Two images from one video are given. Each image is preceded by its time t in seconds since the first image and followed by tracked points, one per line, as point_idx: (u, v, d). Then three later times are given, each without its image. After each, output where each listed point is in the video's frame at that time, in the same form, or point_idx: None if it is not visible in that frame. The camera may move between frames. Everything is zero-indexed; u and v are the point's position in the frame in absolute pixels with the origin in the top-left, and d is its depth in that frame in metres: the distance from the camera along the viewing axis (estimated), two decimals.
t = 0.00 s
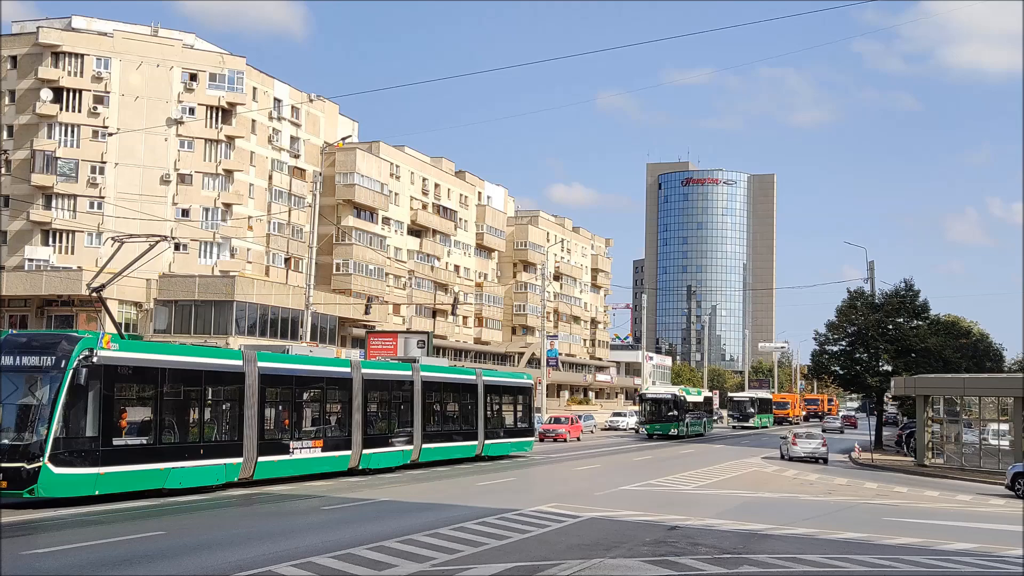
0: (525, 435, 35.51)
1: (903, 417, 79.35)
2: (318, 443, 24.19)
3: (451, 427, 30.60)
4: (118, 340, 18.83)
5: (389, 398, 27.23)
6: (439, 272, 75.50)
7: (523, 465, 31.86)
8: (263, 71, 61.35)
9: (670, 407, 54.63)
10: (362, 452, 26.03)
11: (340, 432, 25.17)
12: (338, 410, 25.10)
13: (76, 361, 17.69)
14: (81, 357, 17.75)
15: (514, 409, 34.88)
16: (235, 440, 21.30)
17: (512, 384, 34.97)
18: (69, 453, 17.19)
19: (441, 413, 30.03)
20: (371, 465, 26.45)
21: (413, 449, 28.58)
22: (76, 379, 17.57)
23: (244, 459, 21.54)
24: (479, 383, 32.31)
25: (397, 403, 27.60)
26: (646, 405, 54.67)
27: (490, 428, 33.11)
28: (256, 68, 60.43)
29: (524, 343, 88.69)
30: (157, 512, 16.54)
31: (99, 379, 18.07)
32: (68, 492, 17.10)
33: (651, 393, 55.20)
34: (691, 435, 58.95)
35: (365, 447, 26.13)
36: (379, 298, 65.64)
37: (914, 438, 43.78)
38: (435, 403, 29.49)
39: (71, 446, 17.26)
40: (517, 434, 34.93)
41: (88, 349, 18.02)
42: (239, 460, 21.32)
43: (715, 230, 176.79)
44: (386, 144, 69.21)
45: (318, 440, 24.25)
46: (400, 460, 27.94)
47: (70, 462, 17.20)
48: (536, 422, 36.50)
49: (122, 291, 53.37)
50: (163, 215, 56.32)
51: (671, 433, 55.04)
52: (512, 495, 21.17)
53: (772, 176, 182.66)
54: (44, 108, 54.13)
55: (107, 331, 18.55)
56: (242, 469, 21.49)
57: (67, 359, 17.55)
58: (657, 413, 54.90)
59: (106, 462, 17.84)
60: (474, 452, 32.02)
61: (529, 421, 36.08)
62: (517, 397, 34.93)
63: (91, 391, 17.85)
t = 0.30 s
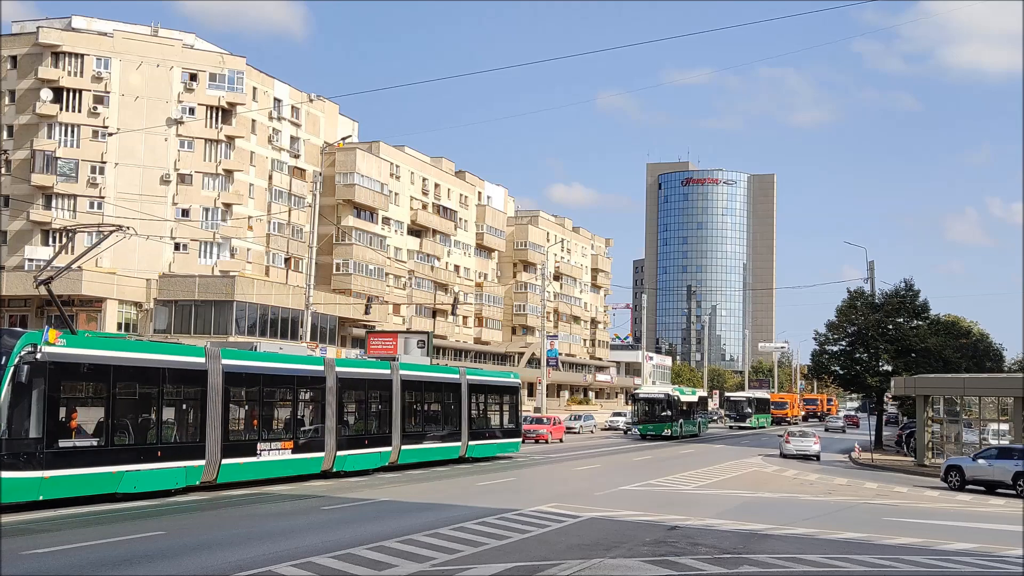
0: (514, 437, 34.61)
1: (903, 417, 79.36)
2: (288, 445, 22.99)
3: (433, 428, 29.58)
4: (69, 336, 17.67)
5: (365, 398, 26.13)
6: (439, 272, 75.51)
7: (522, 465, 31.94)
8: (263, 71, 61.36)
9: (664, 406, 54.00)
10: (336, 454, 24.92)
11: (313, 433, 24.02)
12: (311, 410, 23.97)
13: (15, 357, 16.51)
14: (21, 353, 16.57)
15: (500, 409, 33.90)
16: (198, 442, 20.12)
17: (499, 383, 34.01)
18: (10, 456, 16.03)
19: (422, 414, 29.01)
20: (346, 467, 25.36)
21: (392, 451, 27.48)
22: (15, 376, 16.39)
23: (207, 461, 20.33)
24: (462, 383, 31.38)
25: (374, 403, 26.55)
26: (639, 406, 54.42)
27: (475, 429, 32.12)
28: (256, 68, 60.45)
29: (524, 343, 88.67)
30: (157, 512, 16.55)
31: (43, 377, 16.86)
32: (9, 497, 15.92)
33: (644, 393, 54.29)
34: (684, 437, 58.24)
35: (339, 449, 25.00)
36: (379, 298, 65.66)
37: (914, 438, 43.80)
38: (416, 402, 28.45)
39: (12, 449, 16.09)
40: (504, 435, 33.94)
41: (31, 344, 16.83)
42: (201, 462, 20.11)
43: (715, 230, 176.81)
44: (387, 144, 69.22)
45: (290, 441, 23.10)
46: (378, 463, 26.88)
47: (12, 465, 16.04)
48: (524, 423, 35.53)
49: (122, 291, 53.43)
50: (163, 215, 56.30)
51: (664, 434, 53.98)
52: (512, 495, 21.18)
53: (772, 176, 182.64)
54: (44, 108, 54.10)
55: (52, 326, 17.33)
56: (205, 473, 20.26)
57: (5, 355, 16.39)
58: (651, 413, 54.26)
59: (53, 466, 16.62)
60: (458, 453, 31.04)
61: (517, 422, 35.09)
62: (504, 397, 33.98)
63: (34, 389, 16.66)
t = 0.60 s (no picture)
0: (499, 438, 33.47)
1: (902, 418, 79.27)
2: (256, 446, 21.57)
3: (414, 429, 28.31)
4: (39, 333, 16.80)
5: (341, 397, 24.74)
6: (439, 272, 75.49)
7: (523, 464, 31.99)
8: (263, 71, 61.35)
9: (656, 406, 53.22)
10: (309, 456, 23.50)
11: (285, 433, 22.56)
12: (282, 409, 22.55)
13: None
14: None
15: (485, 409, 32.70)
16: (157, 443, 18.73)
17: (483, 383, 32.80)
18: None
19: (402, 414, 27.73)
20: (321, 471, 23.89)
21: (370, 452, 26.09)
22: None
23: (166, 464, 18.95)
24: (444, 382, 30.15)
25: (351, 403, 25.22)
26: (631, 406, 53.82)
27: (458, 430, 30.91)
28: (256, 68, 60.45)
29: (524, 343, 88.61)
30: (157, 512, 16.57)
31: None
32: None
33: (635, 393, 53.30)
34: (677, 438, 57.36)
35: (312, 451, 23.56)
36: (379, 298, 65.65)
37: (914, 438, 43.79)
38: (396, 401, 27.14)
39: None
40: (488, 436, 32.76)
41: None
42: (160, 465, 18.75)
43: (715, 230, 176.84)
44: (387, 144, 69.24)
45: (258, 442, 21.70)
46: (356, 465, 25.52)
47: None
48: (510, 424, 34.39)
49: (122, 291, 53.53)
50: (163, 215, 56.33)
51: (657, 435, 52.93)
52: (512, 495, 21.17)
53: (772, 176, 182.65)
54: (43, 108, 54.07)
55: None
56: (164, 475, 18.93)
57: None
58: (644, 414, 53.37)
59: None
60: (440, 455, 29.82)
61: (502, 423, 33.91)
62: (489, 397, 32.78)
63: None
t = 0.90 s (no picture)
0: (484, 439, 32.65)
1: (902, 418, 79.24)
2: (219, 448, 20.50)
3: (393, 430, 27.36)
4: (39, 333, 16.77)
5: (314, 397, 23.73)
6: (439, 272, 75.49)
7: (525, 464, 32.06)
8: (263, 71, 61.35)
9: (648, 407, 51.89)
10: (280, 458, 22.47)
11: (252, 434, 21.53)
12: (250, 409, 21.56)
13: None
14: None
15: (469, 410, 31.75)
16: (113, 445, 17.74)
17: (466, 382, 31.85)
18: None
19: (380, 414, 26.77)
20: (293, 473, 22.89)
21: (345, 454, 25.08)
22: None
23: (121, 467, 17.93)
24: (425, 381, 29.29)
25: (324, 403, 24.23)
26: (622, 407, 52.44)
27: (441, 430, 29.97)
28: (256, 68, 60.46)
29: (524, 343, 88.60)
30: (156, 512, 16.57)
31: None
32: None
33: (628, 394, 52.12)
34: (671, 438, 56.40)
35: (283, 453, 22.52)
36: (379, 298, 65.65)
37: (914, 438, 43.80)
38: (373, 401, 26.19)
39: None
40: (471, 437, 31.79)
41: None
42: (115, 468, 17.71)
43: (715, 230, 176.81)
44: (387, 144, 69.25)
45: (224, 444, 20.69)
46: (331, 468, 24.52)
47: None
48: (496, 424, 33.46)
49: (122, 291, 53.52)
50: (163, 215, 56.32)
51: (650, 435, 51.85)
52: (512, 495, 21.18)
53: (773, 176, 182.60)
54: (43, 108, 54.07)
55: None
56: (120, 479, 17.87)
57: None
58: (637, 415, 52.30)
59: None
60: (422, 456, 28.87)
61: (487, 423, 33.04)
62: (473, 396, 31.81)
63: None
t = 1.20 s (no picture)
0: (470, 440, 31.48)
1: (902, 418, 79.25)
2: (183, 449, 19.48)
3: (371, 430, 26.24)
4: (37, 333, 16.72)
5: (283, 396, 22.66)
6: (439, 272, 75.51)
7: (525, 464, 32.08)
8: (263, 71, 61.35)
9: (641, 405, 51.32)
10: (250, 460, 21.42)
11: (218, 435, 20.47)
12: (216, 409, 20.53)
13: None
14: None
15: (454, 409, 30.56)
16: (63, 447, 16.68)
17: (450, 380, 30.65)
18: None
19: (357, 415, 25.67)
20: (264, 476, 21.84)
21: (319, 455, 23.98)
22: None
23: (73, 469, 16.89)
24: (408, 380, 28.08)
25: (296, 402, 23.19)
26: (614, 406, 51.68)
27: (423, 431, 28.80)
28: (256, 68, 60.45)
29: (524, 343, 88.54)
30: (156, 512, 16.59)
31: None
32: None
33: (620, 393, 51.36)
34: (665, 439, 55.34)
35: (251, 455, 21.45)
36: (379, 298, 65.70)
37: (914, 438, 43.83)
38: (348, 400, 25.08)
39: None
40: (456, 439, 30.58)
41: None
42: (65, 472, 16.64)
43: (715, 230, 176.80)
44: (387, 143, 69.25)
45: (187, 445, 19.62)
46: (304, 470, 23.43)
47: None
48: (483, 425, 32.29)
49: (122, 291, 53.54)
50: (163, 215, 56.34)
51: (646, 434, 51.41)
52: (511, 495, 21.18)
53: (773, 176, 182.64)
54: (43, 108, 54.08)
55: None
56: (70, 484, 16.81)
57: None
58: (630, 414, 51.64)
59: None
60: (404, 458, 27.73)
61: (473, 424, 31.79)
62: (457, 396, 30.62)
63: None
